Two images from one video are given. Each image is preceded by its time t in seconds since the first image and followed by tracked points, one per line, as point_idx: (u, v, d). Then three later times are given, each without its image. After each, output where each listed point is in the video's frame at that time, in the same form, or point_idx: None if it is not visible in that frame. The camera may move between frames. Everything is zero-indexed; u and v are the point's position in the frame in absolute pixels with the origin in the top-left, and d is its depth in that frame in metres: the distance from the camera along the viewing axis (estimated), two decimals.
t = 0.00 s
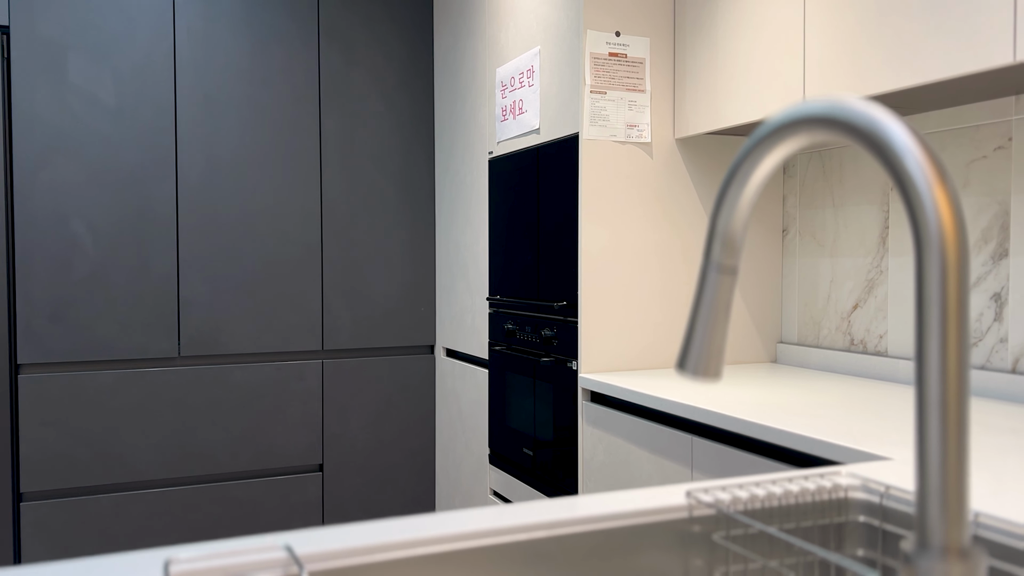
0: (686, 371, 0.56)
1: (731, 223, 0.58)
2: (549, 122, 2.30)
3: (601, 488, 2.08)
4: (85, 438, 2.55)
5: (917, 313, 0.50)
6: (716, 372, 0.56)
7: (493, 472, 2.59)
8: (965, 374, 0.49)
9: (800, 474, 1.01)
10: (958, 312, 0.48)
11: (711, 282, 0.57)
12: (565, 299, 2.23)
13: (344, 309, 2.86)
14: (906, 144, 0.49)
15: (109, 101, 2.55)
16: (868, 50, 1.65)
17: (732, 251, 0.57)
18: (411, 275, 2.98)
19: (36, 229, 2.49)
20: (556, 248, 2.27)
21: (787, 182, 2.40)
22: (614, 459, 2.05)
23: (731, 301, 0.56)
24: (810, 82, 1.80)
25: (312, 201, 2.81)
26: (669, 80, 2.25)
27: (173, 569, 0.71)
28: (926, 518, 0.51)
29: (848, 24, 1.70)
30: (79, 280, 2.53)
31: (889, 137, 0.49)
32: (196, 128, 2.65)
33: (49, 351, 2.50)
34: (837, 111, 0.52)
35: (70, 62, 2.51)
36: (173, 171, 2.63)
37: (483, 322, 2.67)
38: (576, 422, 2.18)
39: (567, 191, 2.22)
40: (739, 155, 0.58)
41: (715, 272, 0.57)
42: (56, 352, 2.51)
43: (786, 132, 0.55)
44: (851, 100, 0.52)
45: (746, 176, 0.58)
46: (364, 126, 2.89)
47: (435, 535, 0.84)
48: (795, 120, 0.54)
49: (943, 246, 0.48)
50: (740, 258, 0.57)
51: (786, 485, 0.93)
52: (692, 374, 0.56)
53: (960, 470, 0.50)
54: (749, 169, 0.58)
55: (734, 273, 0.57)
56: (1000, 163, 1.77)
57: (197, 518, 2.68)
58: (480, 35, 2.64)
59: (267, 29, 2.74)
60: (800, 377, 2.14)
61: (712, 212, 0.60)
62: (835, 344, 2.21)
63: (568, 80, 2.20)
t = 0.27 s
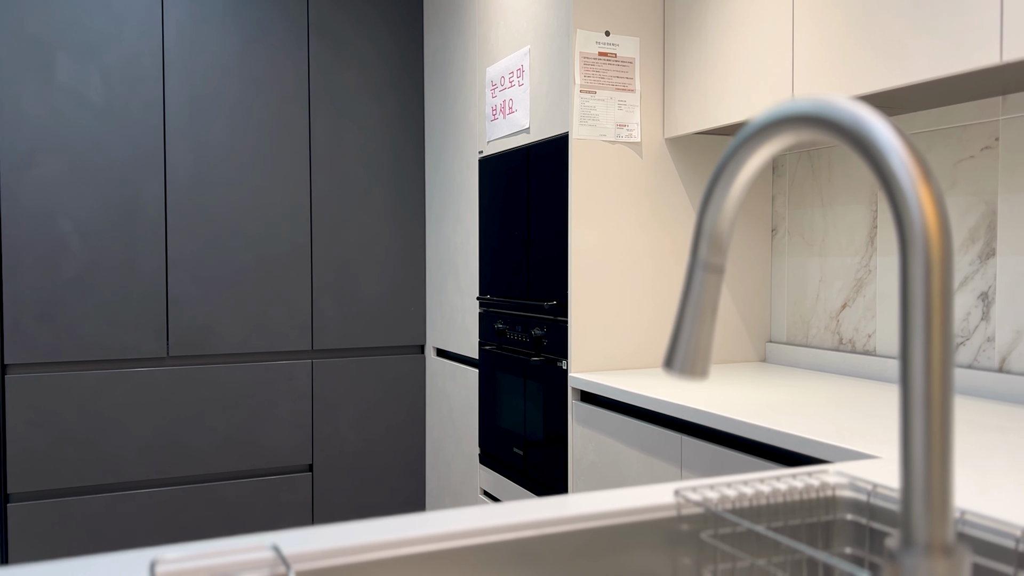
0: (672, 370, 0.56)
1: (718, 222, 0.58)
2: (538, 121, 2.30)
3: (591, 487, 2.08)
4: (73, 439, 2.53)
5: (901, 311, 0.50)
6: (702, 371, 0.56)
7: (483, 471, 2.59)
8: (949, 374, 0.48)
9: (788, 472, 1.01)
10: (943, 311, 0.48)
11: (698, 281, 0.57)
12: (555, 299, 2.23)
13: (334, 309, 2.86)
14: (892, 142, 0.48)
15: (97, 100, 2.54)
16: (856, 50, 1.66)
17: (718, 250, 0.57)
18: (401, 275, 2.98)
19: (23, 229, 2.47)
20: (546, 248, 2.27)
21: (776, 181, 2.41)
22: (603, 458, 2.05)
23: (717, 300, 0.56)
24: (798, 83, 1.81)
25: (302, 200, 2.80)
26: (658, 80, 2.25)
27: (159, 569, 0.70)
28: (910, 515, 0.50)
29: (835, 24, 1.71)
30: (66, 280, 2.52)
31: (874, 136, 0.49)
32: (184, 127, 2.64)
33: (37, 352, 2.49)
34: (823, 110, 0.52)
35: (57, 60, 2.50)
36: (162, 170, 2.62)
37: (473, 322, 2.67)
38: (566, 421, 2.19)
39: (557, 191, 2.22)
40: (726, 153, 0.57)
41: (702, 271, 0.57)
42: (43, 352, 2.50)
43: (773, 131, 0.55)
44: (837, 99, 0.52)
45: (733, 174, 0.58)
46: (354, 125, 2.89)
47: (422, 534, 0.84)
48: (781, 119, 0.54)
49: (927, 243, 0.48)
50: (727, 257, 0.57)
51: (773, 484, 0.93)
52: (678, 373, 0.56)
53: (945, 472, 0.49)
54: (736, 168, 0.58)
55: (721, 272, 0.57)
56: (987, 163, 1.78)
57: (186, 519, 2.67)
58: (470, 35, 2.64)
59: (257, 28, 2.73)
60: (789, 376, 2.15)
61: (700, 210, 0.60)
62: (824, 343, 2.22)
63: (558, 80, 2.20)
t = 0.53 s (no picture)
0: (656, 371, 0.54)
1: (702, 221, 0.57)
2: (527, 121, 2.30)
3: (580, 486, 2.08)
4: (60, 440, 2.52)
5: (883, 313, 0.48)
6: (687, 371, 0.55)
7: (472, 471, 2.59)
8: (932, 374, 0.46)
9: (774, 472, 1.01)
10: (925, 311, 0.46)
11: (683, 280, 0.56)
12: (543, 299, 2.23)
13: (322, 309, 2.85)
14: (874, 143, 0.47)
15: (83, 99, 2.52)
16: (842, 51, 1.66)
17: (702, 250, 0.56)
18: (390, 274, 2.97)
19: (8, 229, 2.45)
20: (535, 248, 2.27)
21: (764, 181, 2.41)
22: (592, 458, 2.05)
23: (702, 299, 0.55)
24: (785, 83, 1.81)
25: (290, 200, 2.79)
26: (646, 80, 2.25)
27: (144, 572, 0.70)
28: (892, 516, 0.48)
29: (822, 25, 1.71)
30: (52, 280, 2.51)
31: (857, 136, 0.48)
32: (171, 126, 2.63)
33: (22, 352, 2.47)
34: (807, 109, 0.51)
35: (42, 59, 2.48)
36: (148, 170, 2.60)
37: (462, 322, 2.66)
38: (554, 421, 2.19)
39: (545, 190, 2.22)
40: (711, 154, 0.56)
41: (686, 271, 0.56)
42: (28, 353, 2.48)
43: (756, 131, 0.54)
44: (822, 98, 0.51)
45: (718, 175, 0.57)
46: (342, 125, 2.88)
47: (408, 534, 0.83)
48: (765, 119, 0.53)
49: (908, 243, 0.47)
50: (712, 257, 0.56)
51: (759, 483, 0.93)
52: (662, 373, 0.54)
53: (926, 477, 0.47)
54: (720, 167, 0.57)
55: (706, 272, 0.56)
56: (973, 163, 1.79)
57: (174, 520, 2.66)
58: (458, 34, 2.64)
59: (245, 27, 2.72)
60: (777, 376, 2.15)
61: (684, 210, 0.59)
62: (811, 343, 2.23)
63: (547, 79, 2.20)
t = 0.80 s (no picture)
0: (641, 369, 0.55)
1: (685, 221, 0.57)
2: (514, 121, 2.30)
3: (567, 487, 2.08)
4: (44, 441, 2.50)
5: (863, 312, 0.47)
6: (670, 370, 0.55)
7: (460, 471, 2.59)
8: (912, 373, 0.45)
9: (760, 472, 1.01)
10: (906, 311, 0.45)
11: (665, 280, 0.56)
12: (530, 299, 2.23)
13: (309, 309, 2.84)
14: (856, 142, 0.47)
15: (67, 97, 2.50)
16: (827, 51, 1.67)
17: (686, 250, 0.56)
18: (377, 275, 2.96)
19: None
20: (523, 247, 2.27)
21: (750, 181, 2.42)
22: (579, 458, 2.05)
23: (685, 298, 0.55)
24: (771, 83, 1.81)
25: (277, 199, 2.78)
26: (634, 80, 2.25)
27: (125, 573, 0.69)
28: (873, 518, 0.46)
29: (807, 25, 1.72)
30: (36, 279, 2.49)
31: (839, 136, 0.47)
32: (157, 125, 2.62)
33: (6, 352, 2.45)
34: (790, 110, 0.50)
35: (26, 56, 2.46)
36: (134, 169, 2.59)
37: (450, 321, 2.66)
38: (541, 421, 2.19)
39: (532, 190, 2.22)
40: (692, 154, 0.56)
41: (669, 270, 0.56)
42: (12, 353, 2.46)
43: (740, 131, 0.53)
44: (804, 99, 0.51)
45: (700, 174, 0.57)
46: (329, 124, 2.87)
47: (392, 534, 0.83)
48: (748, 119, 0.53)
49: (889, 242, 0.46)
50: (695, 256, 0.56)
51: (745, 483, 0.93)
52: (646, 372, 0.55)
53: (907, 478, 0.46)
54: (703, 167, 0.57)
55: (689, 271, 0.56)
56: (957, 164, 1.80)
57: (159, 521, 2.64)
58: (446, 33, 2.63)
59: (232, 25, 2.71)
60: (763, 375, 2.16)
61: (667, 210, 0.59)
62: (798, 343, 2.23)
63: (534, 79, 2.20)
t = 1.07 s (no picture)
0: (625, 369, 0.57)
1: (668, 218, 0.58)
2: (501, 120, 2.29)
3: (553, 487, 2.07)
4: (26, 443, 2.47)
5: (844, 313, 0.44)
6: (655, 368, 0.57)
7: (447, 472, 2.58)
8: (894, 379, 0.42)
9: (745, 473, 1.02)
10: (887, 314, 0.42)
11: (648, 279, 0.58)
12: (518, 298, 2.23)
13: (295, 309, 2.83)
14: (837, 139, 0.44)
15: (50, 95, 2.48)
16: (812, 51, 1.67)
17: (669, 250, 0.57)
18: (364, 274, 2.95)
19: None
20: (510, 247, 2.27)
21: (737, 180, 2.42)
22: (566, 458, 2.04)
23: (668, 297, 0.57)
24: (757, 82, 1.81)
25: (262, 199, 2.77)
26: (621, 80, 2.25)
27: None
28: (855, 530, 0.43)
29: (793, 25, 1.72)
30: (19, 279, 2.46)
31: (818, 134, 0.45)
32: (141, 124, 2.60)
33: None
34: (770, 108, 0.48)
35: (9, 55, 2.44)
36: (118, 168, 2.57)
37: (437, 321, 2.65)
38: (527, 421, 2.18)
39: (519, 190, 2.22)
40: (673, 154, 0.56)
41: (652, 269, 0.58)
42: None
43: (722, 129, 0.53)
44: (787, 96, 0.48)
45: (685, 169, 0.56)
46: (316, 124, 2.86)
47: (375, 536, 0.81)
48: (730, 116, 0.52)
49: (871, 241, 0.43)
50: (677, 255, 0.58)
51: (730, 482, 0.93)
52: (630, 372, 0.57)
53: (888, 487, 0.42)
54: (687, 162, 0.56)
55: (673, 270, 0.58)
56: (943, 164, 1.80)
57: (144, 523, 2.62)
58: (433, 32, 2.63)
59: (217, 24, 2.69)
60: (750, 374, 2.16)
61: (651, 205, 0.59)
62: (784, 342, 2.23)
63: (522, 78, 2.19)
